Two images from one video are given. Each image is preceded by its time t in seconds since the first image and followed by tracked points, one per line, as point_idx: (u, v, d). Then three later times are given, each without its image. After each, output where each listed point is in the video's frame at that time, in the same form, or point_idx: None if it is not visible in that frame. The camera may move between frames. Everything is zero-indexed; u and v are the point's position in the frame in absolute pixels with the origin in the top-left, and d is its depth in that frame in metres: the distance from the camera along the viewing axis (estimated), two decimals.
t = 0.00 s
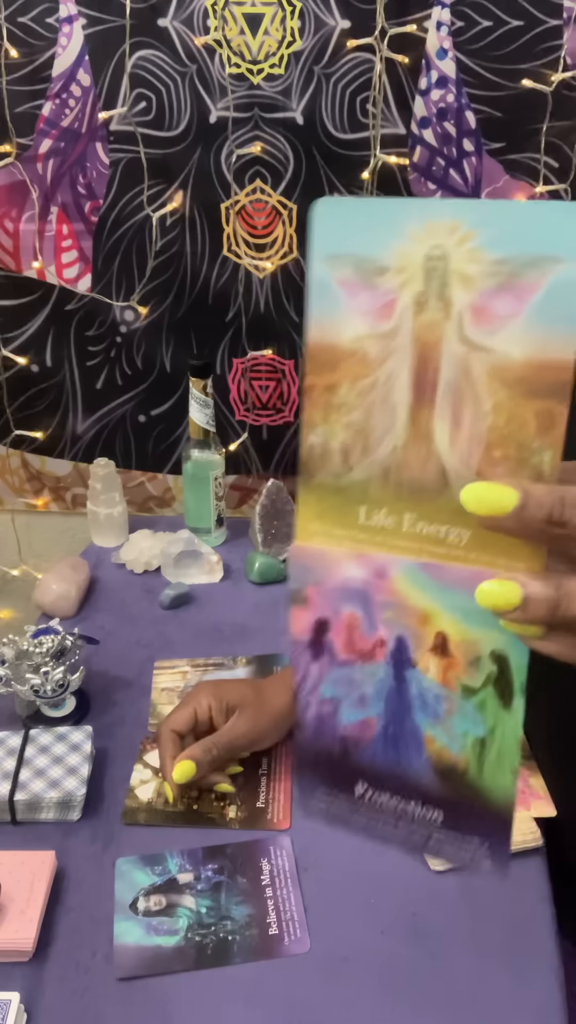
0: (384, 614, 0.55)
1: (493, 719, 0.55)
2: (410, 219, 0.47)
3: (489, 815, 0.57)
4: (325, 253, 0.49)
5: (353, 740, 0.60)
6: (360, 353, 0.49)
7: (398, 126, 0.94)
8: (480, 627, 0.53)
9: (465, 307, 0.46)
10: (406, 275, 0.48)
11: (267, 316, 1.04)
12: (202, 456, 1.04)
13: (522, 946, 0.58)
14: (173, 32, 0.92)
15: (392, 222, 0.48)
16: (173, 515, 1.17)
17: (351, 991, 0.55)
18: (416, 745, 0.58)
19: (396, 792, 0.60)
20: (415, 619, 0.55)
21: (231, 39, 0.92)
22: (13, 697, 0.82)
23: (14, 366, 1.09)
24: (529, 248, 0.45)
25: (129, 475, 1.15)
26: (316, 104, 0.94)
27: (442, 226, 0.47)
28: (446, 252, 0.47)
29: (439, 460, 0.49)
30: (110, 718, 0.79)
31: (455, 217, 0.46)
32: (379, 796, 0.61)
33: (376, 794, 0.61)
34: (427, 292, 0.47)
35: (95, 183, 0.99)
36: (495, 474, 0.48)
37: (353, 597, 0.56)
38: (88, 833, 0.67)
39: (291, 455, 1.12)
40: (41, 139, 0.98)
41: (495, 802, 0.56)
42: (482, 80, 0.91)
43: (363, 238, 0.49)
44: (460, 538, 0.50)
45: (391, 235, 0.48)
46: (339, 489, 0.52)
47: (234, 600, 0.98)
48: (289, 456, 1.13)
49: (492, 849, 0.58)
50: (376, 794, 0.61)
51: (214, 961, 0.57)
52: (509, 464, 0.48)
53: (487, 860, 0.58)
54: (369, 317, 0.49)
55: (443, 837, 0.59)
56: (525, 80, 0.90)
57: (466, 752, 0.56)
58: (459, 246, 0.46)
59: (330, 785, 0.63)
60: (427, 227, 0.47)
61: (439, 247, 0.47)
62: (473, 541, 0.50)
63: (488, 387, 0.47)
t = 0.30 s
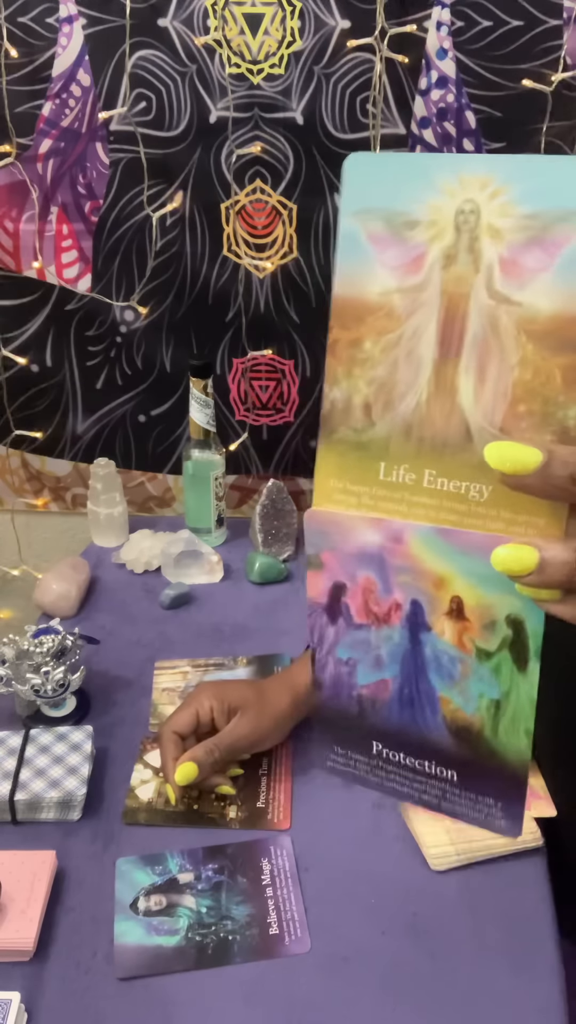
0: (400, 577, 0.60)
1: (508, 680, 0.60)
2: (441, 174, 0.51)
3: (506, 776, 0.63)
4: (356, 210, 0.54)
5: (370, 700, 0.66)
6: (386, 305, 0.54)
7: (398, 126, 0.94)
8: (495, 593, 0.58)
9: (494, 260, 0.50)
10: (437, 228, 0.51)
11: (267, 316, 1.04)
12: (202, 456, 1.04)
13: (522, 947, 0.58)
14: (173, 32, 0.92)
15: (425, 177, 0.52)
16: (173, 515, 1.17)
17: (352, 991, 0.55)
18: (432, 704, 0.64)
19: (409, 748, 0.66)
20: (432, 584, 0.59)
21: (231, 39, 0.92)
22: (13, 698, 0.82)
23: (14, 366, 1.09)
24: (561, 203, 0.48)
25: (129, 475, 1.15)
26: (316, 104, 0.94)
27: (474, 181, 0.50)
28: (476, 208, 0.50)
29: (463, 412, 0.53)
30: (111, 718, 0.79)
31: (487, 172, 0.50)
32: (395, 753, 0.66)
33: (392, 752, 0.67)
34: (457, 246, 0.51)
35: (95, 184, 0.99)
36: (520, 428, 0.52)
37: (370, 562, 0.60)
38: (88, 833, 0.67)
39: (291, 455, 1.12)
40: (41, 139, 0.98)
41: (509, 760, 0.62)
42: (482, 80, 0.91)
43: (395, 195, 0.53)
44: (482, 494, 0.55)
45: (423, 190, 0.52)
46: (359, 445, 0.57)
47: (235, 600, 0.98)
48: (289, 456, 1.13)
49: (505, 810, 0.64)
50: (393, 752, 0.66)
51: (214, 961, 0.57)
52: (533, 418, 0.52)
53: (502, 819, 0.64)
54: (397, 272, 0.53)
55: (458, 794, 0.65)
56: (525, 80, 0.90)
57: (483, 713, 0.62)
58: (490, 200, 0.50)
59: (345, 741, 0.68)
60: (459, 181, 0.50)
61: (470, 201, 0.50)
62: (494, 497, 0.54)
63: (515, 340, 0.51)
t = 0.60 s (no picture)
0: (400, 560, 0.55)
1: (506, 662, 0.56)
2: (454, 151, 0.48)
3: (502, 761, 0.58)
4: (366, 184, 0.51)
5: (366, 684, 0.60)
6: (396, 283, 0.51)
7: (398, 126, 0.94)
8: (495, 574, 0.53)
9: (503, 239, 0.48)
10: (449, 205, 0.49)
11: (267, 316, 1.04)
12: (202, 456, 1.05)
13: (522, 946, 0.58)
14: (173, 32, 0.92)
15: (438, 155, 0.49)
16: (173, 515, 1.17)
17: (352, 991, 0.55)
18: (428, 688, 0.59)
19: (407, 734, 0.60)
20: (431, 566, 0.55)
21: (231, 39, 0.92)
22: (14, 697, 0.82)
23: (14, 366, 1.09)
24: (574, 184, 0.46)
25: (129, 475, 1.15)
26: (316, 104, 0.94)
27: (486, 160, 0.48)
28: (488, 185, 0.48)
29: (469, 390, 0.50)
30: (111, 718, 0.79)
31: (500, 149, 0.47)
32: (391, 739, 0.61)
33: (389, 737, 0.61)
34: (468, 225, 0.48)
35: (95, 183, 0.99)
36: (524, 407, 0.49)
37: (370, 544, 0.56)
38: (89, 833, 0.67)
39: (291, 455, 1.12)
40: (41, 139, 0.98)
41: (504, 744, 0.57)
42: (482, 80, 0.91)
43: (406, 169, 0.50)
44: (485, 471, 0.51)
45: (436, 166, 0.49)
46: (365, 420, 0.53)
47: (235, 600, 0.98)
48: (289, 456, 1.13)
49: (500, 795, 0.58)
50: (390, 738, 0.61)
51: (214, 961, 0.57)
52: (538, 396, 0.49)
53: (497, 804, 0.59)
54: (408, 248, 0.50)
55: (454, 780, 0.59)
56: (525, 80, 0.90)
57: (477, 696, 0.57)
58: (502, 179, 0.47)
59: (342, 727, 0.62)
60: (472, 159, 0.48)
61: (482, 180, 0.48)
62: (498, 475, 0.51)
63: (522, 319, 0.48)
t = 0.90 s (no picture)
0: (396, 581, 0.55)
1: (506, 680, 0.54)
2: (441, 177, 0.47)
3: (504, 781, 0.56)
4: (355, 211, 0.49)
5: (367, 708, 0.59)
6: (387, 307, 0.49)
7: (398, 126, 0.94)
8: (492, 590, 0.52)
9: (491, 260, 0.46)
10: (438, 230, 0.47)
11: (267, 316, 1.04)
12: (202, 456, 1.05)
13: (521, 946, 0.58)
14: (173, 32, 0.92)
15: (426, 180, 0.47)
16: (173, 516, 1.17)
17: (353, 990, 0.55)
18: (430, 709, 0.57)
19: (409, 755, 0.59)
20: (428, 587, 0.54)
21: (231, 39, 0.92)
22: (14, 697, 0.82)
23: (14, 366, 1.09)
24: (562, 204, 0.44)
25: (129, 475, 1.15)
26: (316, 104, 0.94)
27: (473, 185, 0.46)
28: (475, 208, 0.46)
29: (461, 408, 0.49)
30: (111, 718, 0.79)
31: (486, 173, 0.45)
32: (394, 763, 0.60)
33: (391, 760, 0.60)
34: (456, 247, 0.47)
35: (95, 183, 0.99)
36: (516, 421, 0.48)
37: (365, 565, 0.55)
38: (88, 833, 0.67)
39: (291, 455, 1.12)
40: (41, 139, 0.98)
41: (508, 760, 0.56)
42: (481, 80, 0.91)
43: (394, 195, 0.48)
44: (479, 487, 0.49)
45: (423, 191, 0.47)
46: (358, 440, 0.51)
47: (235, 600, 0.98)
48: (289, 457, 1.13)
49: (506, 812, 0.57)
50: (392, 762, 0.60)
51: (215, 961, 0.57)
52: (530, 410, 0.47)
53: (503, 821, 0.57)
54: (399, 273, 0.48)
55: (459, 799, 0.58)
56: (525, 80, 0.90)
57: (479, 716, 0.56)
58: (488, 202, 0.45)
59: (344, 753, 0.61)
60: (459, 184, 0.46)
61: (469, 203, 0.46)
62: (492, 490, 0.49)
63: (512, 336, 0.46)
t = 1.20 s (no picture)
0: (399, 571, 0.52)
1: (515, 683, 0.52)
2: (441, 161, 0.48)
3: (511, 801, 0.54)
4: (356, 196, 0.50)
5: (361, 725, 0.56)
6: (389, 287, 0.50)
7: (398, 126, 0.94)
8: (501, 580, 0.50)
9: (493, 238, 0.47)
10: (438, 211, 0.48)
11: (267, 316, 1.04)
12: (202, 456, 1.04)
13: (521, 947, 0.58)
14: (173, 32, 0.92)
15: (425, 165, 0.49)
16: (173, 516, 1.17)
17: (352, 991, 0.55)
18: (431, 723, 0.55)
19: (405, 784, 0.56)
20: (433, 577, 0.52)
21: (231, 39, 0.92)
22: (14, 698, 0.82)
23: (14, 366, 1.09)
24: (559, 182, 0.46)
25: (129, 475, 1.15)
26: (316, 103, 0.94)
27: (472, 167, 0.47)
28: (475, 189, 0.47)
29: (465, 387, 0.49)
30: (111, 718, 0.79)
31: (485, 156, 0.47)
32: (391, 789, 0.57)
33: (384, 789, 0.57)
34: (457, 227, 0.48)
35: (95, 184, 0.99)
36: (521, 398, 0.48)
37: (366, 556, 0.53)
38: (89, 833, 0.67)
39: (291, 455, 1.12)
40: (41, 139, 0.98)
41: (517, 778, 0.54)
42: (482, 80, 0.91)
43: (395, 179, 0.49)
44: (485, 466, 0.50)
45: (423, 175, 0.49)
46: (361, 426, 0.51)
47: (235, 600, 0.98)
48: (289, 456, 1.13)
49: (512, 847, 0.55)
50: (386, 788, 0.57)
51: (214, 962, 0.57)
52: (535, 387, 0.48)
53: (510, 862, 0.55)
54: (400, 254, 0.49)
55: (459, 832, 0.56)
56: (525, 80, 0.90)
57: (485, 727, 0.53)
58: (488, 183, 0.47)
59: (335, 784, 0.59)
60: (459, 167, 0.48)
61: (469, 185, 0.48)
62: (498, 470, 0.49)
63: (515, 313, 0.47)
